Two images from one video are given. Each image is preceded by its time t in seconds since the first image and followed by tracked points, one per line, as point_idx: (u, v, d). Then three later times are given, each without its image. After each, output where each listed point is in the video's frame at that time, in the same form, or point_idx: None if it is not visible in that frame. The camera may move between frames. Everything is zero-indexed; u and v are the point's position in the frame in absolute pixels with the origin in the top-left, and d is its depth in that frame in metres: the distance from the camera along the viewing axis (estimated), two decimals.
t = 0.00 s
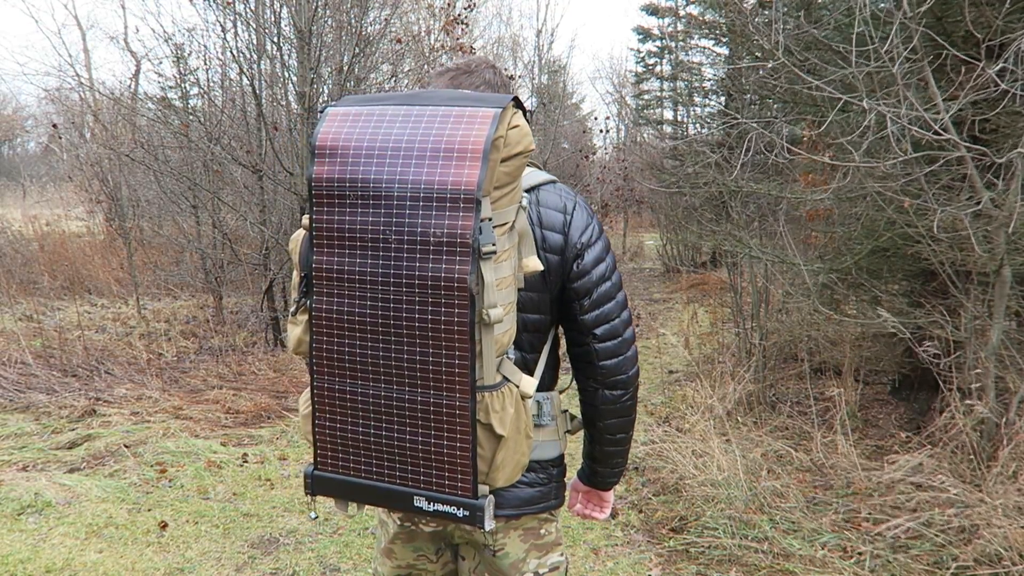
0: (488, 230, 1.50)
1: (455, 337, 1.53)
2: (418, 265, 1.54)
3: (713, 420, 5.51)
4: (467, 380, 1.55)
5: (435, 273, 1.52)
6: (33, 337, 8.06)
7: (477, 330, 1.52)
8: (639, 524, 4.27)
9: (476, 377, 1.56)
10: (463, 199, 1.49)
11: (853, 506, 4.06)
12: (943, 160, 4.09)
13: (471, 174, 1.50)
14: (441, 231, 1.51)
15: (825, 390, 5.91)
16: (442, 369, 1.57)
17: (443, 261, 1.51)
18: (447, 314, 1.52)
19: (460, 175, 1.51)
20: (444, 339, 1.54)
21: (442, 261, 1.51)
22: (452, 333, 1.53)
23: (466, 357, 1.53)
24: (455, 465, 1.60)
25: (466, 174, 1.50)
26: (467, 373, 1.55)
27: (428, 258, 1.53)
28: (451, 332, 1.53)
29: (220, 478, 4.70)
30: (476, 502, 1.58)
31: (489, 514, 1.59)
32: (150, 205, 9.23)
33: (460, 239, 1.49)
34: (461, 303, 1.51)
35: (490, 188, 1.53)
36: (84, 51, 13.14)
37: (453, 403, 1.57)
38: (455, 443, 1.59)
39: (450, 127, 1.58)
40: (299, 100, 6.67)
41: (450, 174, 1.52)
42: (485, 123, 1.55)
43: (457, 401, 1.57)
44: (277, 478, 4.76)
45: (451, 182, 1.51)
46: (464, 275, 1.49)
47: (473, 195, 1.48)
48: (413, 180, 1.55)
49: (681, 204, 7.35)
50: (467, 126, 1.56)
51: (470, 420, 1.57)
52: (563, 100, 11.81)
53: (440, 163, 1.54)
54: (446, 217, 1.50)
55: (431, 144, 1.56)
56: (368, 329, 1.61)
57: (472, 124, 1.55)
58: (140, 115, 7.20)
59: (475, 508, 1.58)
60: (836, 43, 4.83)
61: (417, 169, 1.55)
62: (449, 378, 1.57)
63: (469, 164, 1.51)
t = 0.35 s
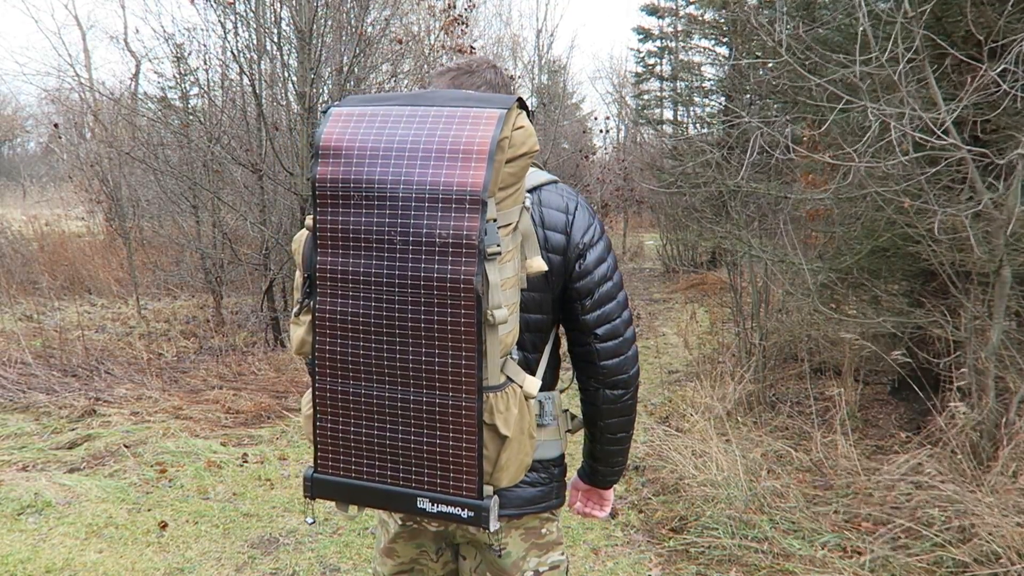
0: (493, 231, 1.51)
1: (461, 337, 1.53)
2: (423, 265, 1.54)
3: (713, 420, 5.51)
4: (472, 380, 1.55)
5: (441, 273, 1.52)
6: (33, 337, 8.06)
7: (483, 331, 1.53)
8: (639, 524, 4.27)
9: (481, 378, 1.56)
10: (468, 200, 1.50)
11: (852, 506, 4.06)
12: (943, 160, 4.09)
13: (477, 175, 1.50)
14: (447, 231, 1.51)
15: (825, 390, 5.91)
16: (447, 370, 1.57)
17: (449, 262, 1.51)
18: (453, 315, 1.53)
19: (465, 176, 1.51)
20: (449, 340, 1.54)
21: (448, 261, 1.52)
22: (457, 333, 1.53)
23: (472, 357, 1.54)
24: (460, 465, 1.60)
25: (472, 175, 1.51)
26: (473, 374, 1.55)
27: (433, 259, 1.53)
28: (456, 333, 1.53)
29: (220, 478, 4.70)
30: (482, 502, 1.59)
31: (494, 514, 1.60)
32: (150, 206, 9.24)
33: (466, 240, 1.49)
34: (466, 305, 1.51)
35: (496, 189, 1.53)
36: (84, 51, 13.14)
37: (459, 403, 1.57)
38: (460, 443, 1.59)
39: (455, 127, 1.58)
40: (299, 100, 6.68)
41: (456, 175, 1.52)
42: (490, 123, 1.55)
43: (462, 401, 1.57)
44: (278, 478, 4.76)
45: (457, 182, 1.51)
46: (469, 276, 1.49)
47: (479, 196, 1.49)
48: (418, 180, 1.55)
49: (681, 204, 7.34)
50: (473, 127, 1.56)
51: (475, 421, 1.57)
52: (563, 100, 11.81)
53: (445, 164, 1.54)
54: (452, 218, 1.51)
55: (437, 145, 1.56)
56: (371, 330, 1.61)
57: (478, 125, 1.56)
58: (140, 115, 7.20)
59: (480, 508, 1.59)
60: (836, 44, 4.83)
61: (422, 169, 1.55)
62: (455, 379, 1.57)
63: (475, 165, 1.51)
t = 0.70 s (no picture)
0: (499, 232, 1.50)
1: (467, 340, 1.53)
2: (429, 268, 1.54)
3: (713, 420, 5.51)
4: (479, 383, 1.55)
5: (448, 276, 1.52)
6: (33, 337, 8.06)
7: (489, 333, 1.52)
8: (639, 524, 4.27)
9: (487, 380, 1.56)
10: (475, 202, 1.50)
11: (852, 506, 4.06)
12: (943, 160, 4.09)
13: (484, 177, 1.50)
14: (453, 234, 1.51)
15: (825, 390, 5.91)
16: (454, 373, 1.57)
17: (455, 265, 1.51)
18: (459, 318, 1.53)
19: (472, 178, 1.51)
20: (455, 342, 1.54)
21: (455, 264, 1.52)
22: (463, 336, 1.53)
23: (478, 359, 1.54)
24: (466, 468, 1.60)
25: (478, 177, 1.50)
26: (480, 375, 1.55)
27: (440, 261, 1.53)
28: (463, 335, 1.53)
29: (220, 478, 4.70)
30: (486, 506, 1.58)
31: (499, 517, 1.59)
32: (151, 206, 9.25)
33: (473, 241, 1.49)
34: (473, 307, 1.51)
35: (501, 191, 1.53)
36: (84, 51, 13.15)
37: (465, 406, 1.57)
38: (466, 445, 1.59)
39: (462, 128, 1.57)
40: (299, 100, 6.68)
41: (462, 177, 1.52)
42: (496, 125, 1.55)
43: (468, 404, 1.57)
44: (278, 478, 4.76)
45: (464, 185, 1.51)
46: (476, 278, 1.49)
47: (486, 198, 1.48)
48: (424, 182, 1.55)
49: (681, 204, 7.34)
50: (479, 128, 1.55)
51: (481, 422, 1.57)
52: (563, 100, 11.82)
53: (451, 166, 1.54)
54: (458, 220, 1.51)
55: (442, 147, 1.56)
56: (378, 331, 1.62)
57: (484, 127, 1.55)
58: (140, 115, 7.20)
59: (485, 511, 1.58)
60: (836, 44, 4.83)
61: (429, 171, 1.55)
62: (461, 381, 1.57)
63: (481, 167, 1.51)
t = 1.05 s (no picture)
0: (502, 233, 1.51)
1: (471, 340, 1.53)
2: (432, 267, 1.54)
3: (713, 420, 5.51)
4: (483, 382, 1.56)
5: (451, 276, 1.52)
6: (33, 337, 8.07)
7: (492, 333, 1.53)
8: (639, 524, 4.27)
9: (490, 379, 1.57)
10: (478, 202, 1.50)
11: (852, 505, 4.06)
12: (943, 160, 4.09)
13: (487, 178, 1.50)
14: (457, 234, 1.51)
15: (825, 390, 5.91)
16: (457, 373, 1.57)
17: (459, 264, 1.51)
18: (462, 318, 1.53)
19: (476, 177, 1.51)
20: (458, 342, 1.54)
21: (459, 263, 1.51)
22: (467, 335, 1.53)
23: (482, 359, 1.54)
24: (470, 468, 1.60)
25: (481, 177, 1.51)
26: (482, 375, 1.55)
27: (443, 260, 1.53)
28: (466, 335, 1.53)
29: (220, 479, 4.70)
30: (491, 504, 1.59)
31: (503, 516, 1.60)
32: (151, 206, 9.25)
33: (477, 242, 1.49)
34: (477, 306, 1.51)
35: (504, 191, 1.53)
36: (84, 51, 13.15)
37: (469, 406, 1.58)
38: (470, 445, 1.59)
39: (464, 129, 1.57)
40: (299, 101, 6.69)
41: (465, 177, 1.52)
42: (499, 126, 1.55)
43: (472, 404, 1.57)
44: (278, 478, 4.76)
45: (467, 184, 1.51)
46: (480, 278, 1.49)
47: (489, 198, 1.49)
48: (428, 182, 1.54)
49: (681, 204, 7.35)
50: (482, 129, 1.55)
51: (484, 422, 1.57)
52: (563, 100, 11.82)
53: (454, 165, 1.54)
54: (462, 221, 1.51)
55: (445, 147, 1.56)
56: (379, 332, 1.61)
57: (487, 127, 1.55)
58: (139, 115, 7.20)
59: (490, 510, 1.58)
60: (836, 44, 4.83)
61: (432, 172, 1.55)
62: (464, 381, 1.57)
63: (485, 167, 1.51)
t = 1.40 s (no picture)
0: (495, 233, 1.50)
1: (464, 340, 1.53)
2: (426, 267, 1.54)
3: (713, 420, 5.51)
4: (475, 382, 1.55)
5: (445, 276, 1.52)
6: (34, 337, 8.07)
7: (485, 333, 1.52)
8: (639, 524, 4.27)
9: (483, 377, 1.56)
10: (471, 202, 1.49)
11: (853, 505, 4.06)
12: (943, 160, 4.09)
13: (480, 178, 1.50)
14: (449, 234, 1.50)
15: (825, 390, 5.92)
16: (450, 372, 1.57)
17: (452, 264, 1.51)
18: (455, 318, 1.53)
19: (469, 178, 1.50)
20: (451, 342, 1.54)
21: (452, 263, 1.51)
22: (459, 335, 1.53)
23: (474, 358, 1.54)
24: (462, 467, 1.60)
25: (474, 178, 1.50)
26: (475, 373, 1.54)
27: (436, 261, 1.53)
28: (459, 335, 1.53)
29: (220, 479, 4.71)
30: (483, 505, 1.58)
31: (495, 516, 1.59)
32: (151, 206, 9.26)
33: (470, 242, 1.49)
34: (469, 305, 1.51)
35: (497, 191, 1.52)
36: (83, 51, 13.16)
37: (462, 405, 1.57)
38: (463, 444, 1.59)
39: (458, 129, 1.57)
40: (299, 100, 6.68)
41: (459, 177, 1.51)
42: (492, 126, 1.54)
43: (464, 403, 1.57)
44: (278, 478, 4.76)
45: (460, 185, 1.51)
46: (472, 277, 1.49)
47: (482, 198, 1.48)
48: (421, 182, 1.54)
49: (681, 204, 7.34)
50: (475, 129, 1.55)
51: (477, 421, 1.57)
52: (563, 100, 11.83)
53: (447, 166, 1.54)
54: (455, 220, 1.50)
55: (438, 147, 1.55)
56: (375, 332, 1.62)
57: (480, 128, 1.54)
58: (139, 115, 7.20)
59: (481, 510, 1.58)
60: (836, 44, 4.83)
61: (425, 172, 1.55)
62: (457, 380, 1.57)
63: (477, 167, 1.51)
